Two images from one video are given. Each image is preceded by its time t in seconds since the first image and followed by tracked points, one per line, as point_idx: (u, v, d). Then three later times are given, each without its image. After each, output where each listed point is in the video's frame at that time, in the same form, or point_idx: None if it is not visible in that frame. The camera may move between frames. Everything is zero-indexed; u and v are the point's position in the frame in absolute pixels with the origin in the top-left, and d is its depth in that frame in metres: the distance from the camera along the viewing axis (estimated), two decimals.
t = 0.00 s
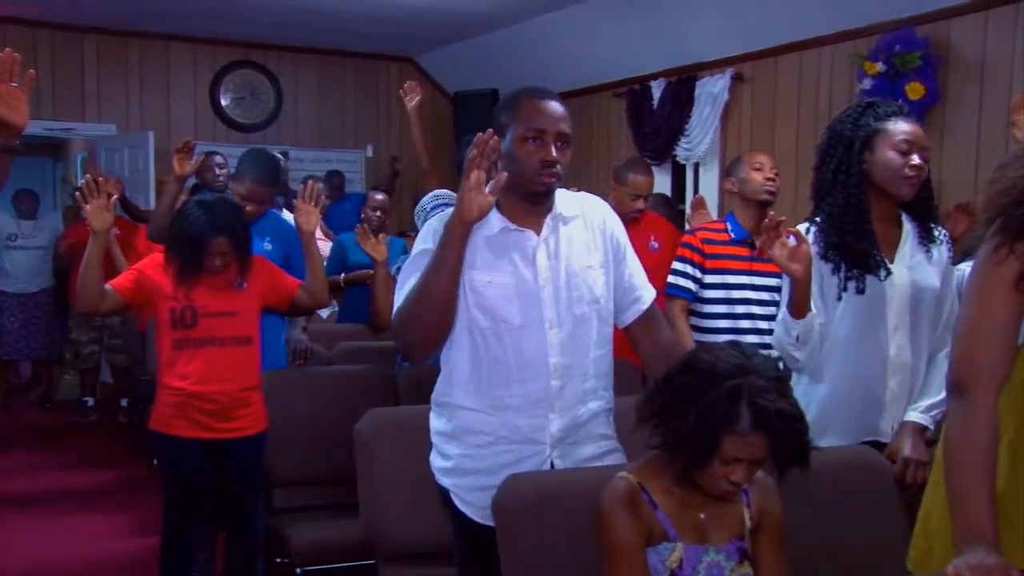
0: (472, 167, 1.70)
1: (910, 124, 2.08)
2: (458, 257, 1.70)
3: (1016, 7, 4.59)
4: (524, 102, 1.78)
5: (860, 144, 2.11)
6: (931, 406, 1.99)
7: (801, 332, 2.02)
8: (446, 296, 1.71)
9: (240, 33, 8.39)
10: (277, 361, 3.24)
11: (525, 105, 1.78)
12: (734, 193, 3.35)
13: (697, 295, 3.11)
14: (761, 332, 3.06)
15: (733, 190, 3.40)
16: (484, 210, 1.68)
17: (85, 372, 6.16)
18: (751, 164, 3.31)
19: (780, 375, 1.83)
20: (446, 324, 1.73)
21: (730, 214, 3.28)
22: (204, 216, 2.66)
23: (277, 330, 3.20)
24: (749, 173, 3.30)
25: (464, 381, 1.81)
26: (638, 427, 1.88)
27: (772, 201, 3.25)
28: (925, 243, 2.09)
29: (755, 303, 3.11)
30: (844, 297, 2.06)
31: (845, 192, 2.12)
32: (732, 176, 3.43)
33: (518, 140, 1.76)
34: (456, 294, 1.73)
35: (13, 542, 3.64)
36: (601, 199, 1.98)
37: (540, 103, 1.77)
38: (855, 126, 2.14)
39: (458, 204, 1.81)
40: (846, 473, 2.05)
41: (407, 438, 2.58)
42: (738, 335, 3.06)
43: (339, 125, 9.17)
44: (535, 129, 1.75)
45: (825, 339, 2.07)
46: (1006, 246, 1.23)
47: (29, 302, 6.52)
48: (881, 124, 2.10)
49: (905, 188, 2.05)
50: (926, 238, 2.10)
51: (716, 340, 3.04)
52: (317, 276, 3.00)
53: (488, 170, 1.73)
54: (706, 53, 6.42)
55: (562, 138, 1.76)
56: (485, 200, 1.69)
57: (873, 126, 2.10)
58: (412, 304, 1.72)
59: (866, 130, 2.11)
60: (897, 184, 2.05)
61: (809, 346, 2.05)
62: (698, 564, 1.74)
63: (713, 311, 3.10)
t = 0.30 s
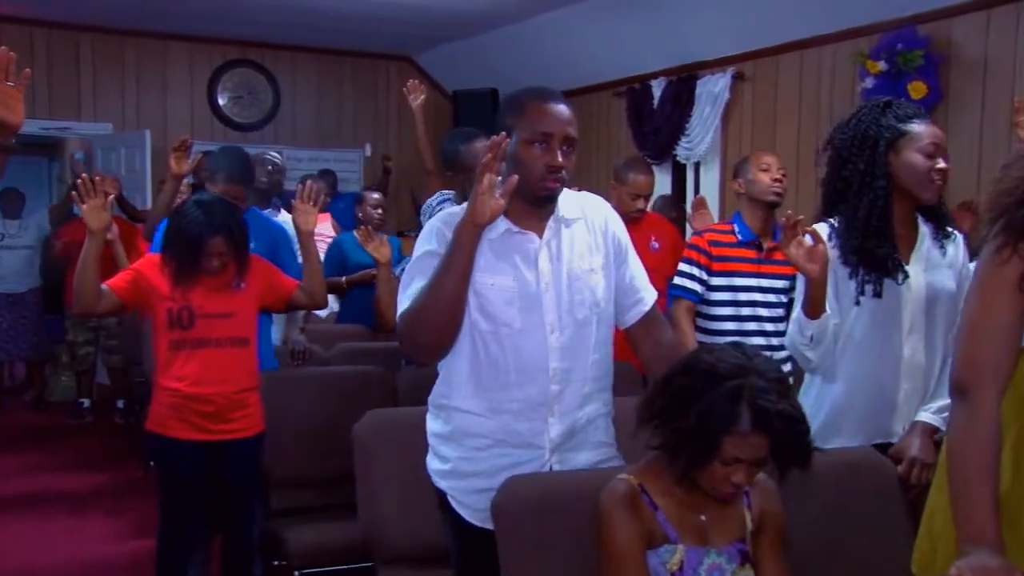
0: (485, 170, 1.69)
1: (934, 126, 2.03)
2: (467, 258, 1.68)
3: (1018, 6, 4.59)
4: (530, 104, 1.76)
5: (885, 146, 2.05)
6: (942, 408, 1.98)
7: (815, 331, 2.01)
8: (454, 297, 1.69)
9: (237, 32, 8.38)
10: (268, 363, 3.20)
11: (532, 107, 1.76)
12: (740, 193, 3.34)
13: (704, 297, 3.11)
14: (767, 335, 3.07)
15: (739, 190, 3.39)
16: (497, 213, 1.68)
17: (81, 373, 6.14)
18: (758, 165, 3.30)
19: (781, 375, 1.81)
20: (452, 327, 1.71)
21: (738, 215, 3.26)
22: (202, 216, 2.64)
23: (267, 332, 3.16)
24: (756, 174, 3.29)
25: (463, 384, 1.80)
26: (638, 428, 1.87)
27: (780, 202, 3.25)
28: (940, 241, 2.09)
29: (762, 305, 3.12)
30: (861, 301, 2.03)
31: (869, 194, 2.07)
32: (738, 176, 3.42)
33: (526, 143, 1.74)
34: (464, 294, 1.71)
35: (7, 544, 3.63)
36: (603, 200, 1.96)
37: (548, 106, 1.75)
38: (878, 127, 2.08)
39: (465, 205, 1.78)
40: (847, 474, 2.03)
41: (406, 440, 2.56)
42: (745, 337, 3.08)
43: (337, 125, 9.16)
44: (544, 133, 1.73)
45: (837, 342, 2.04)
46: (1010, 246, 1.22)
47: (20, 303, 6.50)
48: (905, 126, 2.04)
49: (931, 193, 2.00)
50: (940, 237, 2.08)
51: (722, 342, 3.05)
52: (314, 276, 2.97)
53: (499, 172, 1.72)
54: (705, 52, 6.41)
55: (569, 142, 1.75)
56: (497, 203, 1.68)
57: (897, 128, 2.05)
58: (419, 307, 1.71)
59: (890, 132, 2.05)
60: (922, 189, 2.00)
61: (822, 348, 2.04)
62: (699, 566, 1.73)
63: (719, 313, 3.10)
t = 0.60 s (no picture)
0: (482, 161, 1.59)
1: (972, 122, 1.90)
2: (465, 255, 1.59)
3: None
4: (531, 98, 1.66)
5: (917, 137, 1.92)
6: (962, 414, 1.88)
7: (837, 341, 1.91)
8: (451, 295, 1.59)
9: (226, 21, 8.27)
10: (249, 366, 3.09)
11: (534, 103, 1.66)
12: (756, 191, 3.25)
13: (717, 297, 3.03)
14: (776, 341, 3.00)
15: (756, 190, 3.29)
16: (495, 206, 1.58)
17: (61, 376, 6.02)
18: (775, 162, 3.20)
19: (791, 378, 1.72)
20: (450, 327, 1.61)
21: (753, 215, 3.16)
22: (186, 214, 2.55)
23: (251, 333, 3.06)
24: (772, 173, 3.19)
25: (460, 387, 1.69)
26: (641, 434, 1.77)
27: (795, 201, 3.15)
28: (972, 245, 1.94)
29: (773, 309, 3.04)
30: (886, 306, 1.91)
31: (896, 188, 1.95)
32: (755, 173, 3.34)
33: (527, 139, 1.64)
34: (462, 292, 1.61)
35: None
36: (607, 198, 1.87)
37: (551, 100, 1.66)
38: (912, 118, 1.96)
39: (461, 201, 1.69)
40: (859, 481, 1.95)
41: (399, 446, 2.46)
42: (755, 342, 3.00)
43: (328, 120, 9.07)
44: (545, 130, 1.63)
45: (865, 354, 1.93)
46: None
47: None
48: (942, 120, 1.91)
49: (959, 191, 1.86)
50: (971, 236, 1.94)
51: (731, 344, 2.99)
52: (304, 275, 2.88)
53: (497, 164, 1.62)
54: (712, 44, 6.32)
55: (573, 139, 1.65)
56: (495, 196, 1.58)
57: (932, 121, 1.92)
58: (415, 305, 1.60)
59: (924, 123, 1.93)
60: (949, 185, 1.87)
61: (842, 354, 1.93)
62: None
63: (730, 314, 3.03)
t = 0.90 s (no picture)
0: (478, 154, 1.49)
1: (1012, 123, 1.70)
2: (460, 252, 1.48)
3: None
4: (531, 89, 1.55)
5: (949, 139, 1.74)
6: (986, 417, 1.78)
7: (854, 344, 1.78)
8: (445, 293, 1.48)
9: (212, 7, 8.16)
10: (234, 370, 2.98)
11: (534, 94, 1.55)
12: (759, 185, 3.15)
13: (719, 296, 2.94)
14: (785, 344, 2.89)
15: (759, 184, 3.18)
16: (491, 201, 1.47)
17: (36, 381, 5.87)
18: (778, 155, 3.11)
19: (802, 382, 1.60)
20: (444, 327, 1.50)
21: (754, 210, 3.04)
22: (168, 211, 2.44)
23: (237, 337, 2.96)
24: (775, 165, 3.10)
25: (452, 391, 1.58)
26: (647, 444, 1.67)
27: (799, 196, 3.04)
28: (997, 247, 1.80)
29: (780, 308, 2.93)
30: (908, 312, 1.79)
31: (924, 192, 1.79)
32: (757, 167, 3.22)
33: (526, 132, 1.53)
34: (456, 291, 1.50)
35: None
36: (610, 194, 1.76)
37: (552, 90, 1.55)
38: (945, 114, 1.76)
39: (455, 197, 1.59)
40: (876, 493, 1.86)
41: (392, 453, 2.35)
42: (763, 343, 2.89)
43: (315, 113, 8.96)
44: (547, 123, 1.52)
45: (879, 353, 1.81)
46: None
47: None
48: (977, 120, 1.72)
49: (986, 202, 1.71)
50: (998, 236, 1.80)
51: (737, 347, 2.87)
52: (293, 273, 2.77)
53: (495, 157, 1.52)
54: (724, 33, 6.30)
55: (576, 132, 1.54)
56: (492, 190, 1.47)
57: (966, 120, 1.73)
58: (406, 303, 1.50)
59: (957, 123, 1.74)
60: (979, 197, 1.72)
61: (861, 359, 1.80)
62: None
63: (733, 314, 2.93)
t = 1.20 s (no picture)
0: (470, 152, 1.43)
1: None
2: (455, 252, 1.43)
3: None
4: (529, 85, 1.50)
5: (967, 141, 1.67)
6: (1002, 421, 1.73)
7: (864, 342, 1.72)
8: (440, 295, 1.43)
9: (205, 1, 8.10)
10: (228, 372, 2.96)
11: (531, 90, 1.49)
12: (749, 182, 3.10)
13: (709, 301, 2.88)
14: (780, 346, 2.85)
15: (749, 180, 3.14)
16: (485, 201, 1.42)
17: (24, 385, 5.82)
18: (769, 151, 3.04)
19: (809, 385, 1.55)
20: (440, 329, 1.45)
21: (744, 210, 2.99)
22: (159, 209, 2.38)
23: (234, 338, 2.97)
24: (766, 162, 3.03)
25: (450, 395, 1.53)
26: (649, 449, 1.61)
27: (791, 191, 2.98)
28: (1007, 248, 1.73)
29: (775, 308, 2.88)
30: (917, 312, 1.75)
31: (941, 192, 1.71)
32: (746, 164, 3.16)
33: (522, 129, 1.47)
34: (451, 292, 1.45)
35: None
36: (611, 192, 1.71)
37: (550, 86, 1.49)
38: (967, 113, 1.68)
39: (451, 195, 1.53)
40: (887, 500, 1.80)
41: (387, 457, 2.30)
42: (757, 347, 2.85)
43: (309, 109, 8.90)
44: (544, 119, 1.47)
45: (891, 357, 1.76)
46: None
47: None
48: (1000, 123, 1.64)
49: (999, 209, 1.66)
50: (1007, 237, 1.73)
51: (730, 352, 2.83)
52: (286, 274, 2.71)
53: (490, 155, 1.46)
54: (729, 26, 6.27)
55: (574, 129, 1.49)
56: (486, 189, 1.42)
57: (988, 122, 1.65)
58: (400, 305, 1.45)
59: (978, 125, 1.66)
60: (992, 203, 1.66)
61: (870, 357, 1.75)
62: None
63: (727, 317, 2.88)
